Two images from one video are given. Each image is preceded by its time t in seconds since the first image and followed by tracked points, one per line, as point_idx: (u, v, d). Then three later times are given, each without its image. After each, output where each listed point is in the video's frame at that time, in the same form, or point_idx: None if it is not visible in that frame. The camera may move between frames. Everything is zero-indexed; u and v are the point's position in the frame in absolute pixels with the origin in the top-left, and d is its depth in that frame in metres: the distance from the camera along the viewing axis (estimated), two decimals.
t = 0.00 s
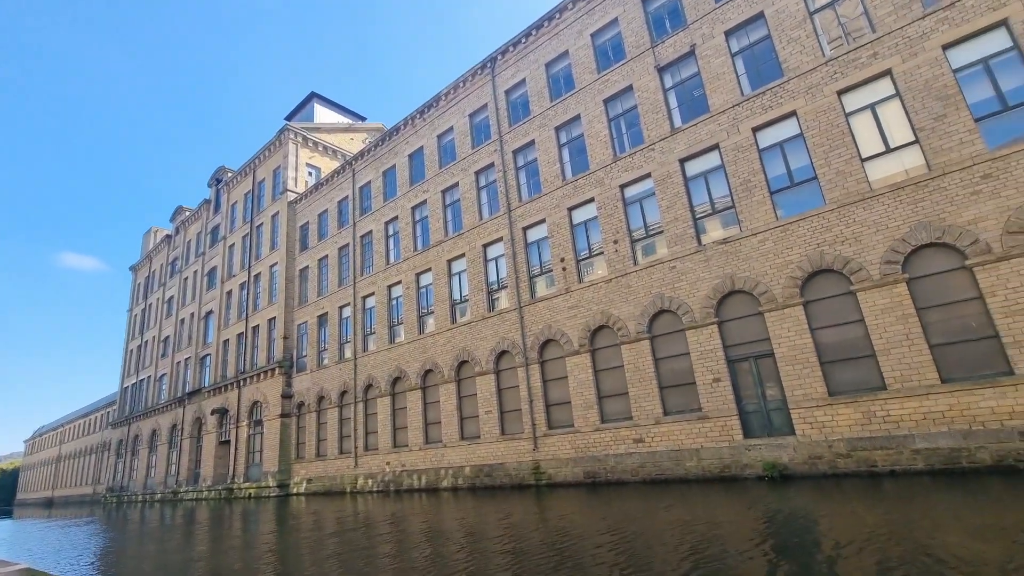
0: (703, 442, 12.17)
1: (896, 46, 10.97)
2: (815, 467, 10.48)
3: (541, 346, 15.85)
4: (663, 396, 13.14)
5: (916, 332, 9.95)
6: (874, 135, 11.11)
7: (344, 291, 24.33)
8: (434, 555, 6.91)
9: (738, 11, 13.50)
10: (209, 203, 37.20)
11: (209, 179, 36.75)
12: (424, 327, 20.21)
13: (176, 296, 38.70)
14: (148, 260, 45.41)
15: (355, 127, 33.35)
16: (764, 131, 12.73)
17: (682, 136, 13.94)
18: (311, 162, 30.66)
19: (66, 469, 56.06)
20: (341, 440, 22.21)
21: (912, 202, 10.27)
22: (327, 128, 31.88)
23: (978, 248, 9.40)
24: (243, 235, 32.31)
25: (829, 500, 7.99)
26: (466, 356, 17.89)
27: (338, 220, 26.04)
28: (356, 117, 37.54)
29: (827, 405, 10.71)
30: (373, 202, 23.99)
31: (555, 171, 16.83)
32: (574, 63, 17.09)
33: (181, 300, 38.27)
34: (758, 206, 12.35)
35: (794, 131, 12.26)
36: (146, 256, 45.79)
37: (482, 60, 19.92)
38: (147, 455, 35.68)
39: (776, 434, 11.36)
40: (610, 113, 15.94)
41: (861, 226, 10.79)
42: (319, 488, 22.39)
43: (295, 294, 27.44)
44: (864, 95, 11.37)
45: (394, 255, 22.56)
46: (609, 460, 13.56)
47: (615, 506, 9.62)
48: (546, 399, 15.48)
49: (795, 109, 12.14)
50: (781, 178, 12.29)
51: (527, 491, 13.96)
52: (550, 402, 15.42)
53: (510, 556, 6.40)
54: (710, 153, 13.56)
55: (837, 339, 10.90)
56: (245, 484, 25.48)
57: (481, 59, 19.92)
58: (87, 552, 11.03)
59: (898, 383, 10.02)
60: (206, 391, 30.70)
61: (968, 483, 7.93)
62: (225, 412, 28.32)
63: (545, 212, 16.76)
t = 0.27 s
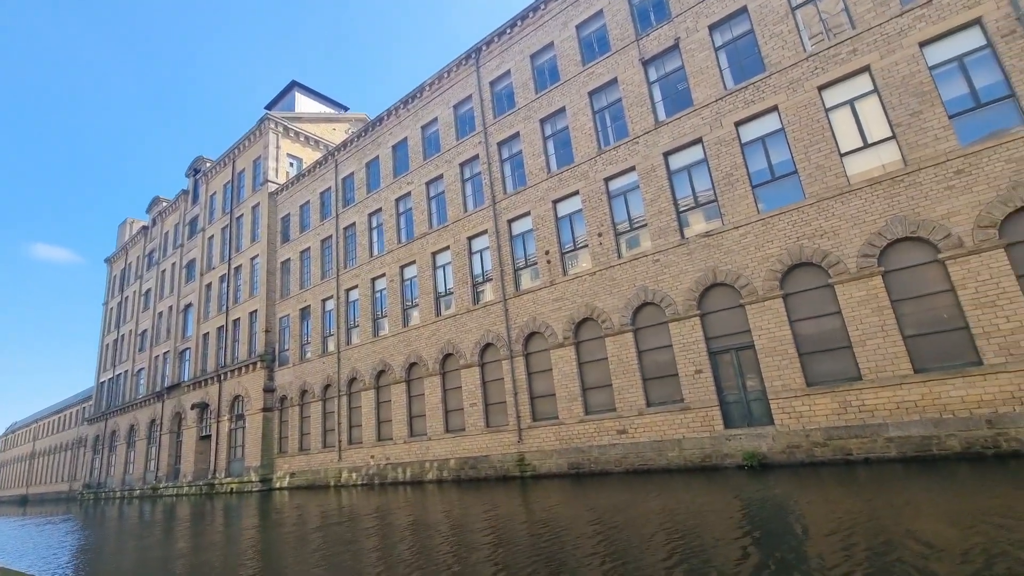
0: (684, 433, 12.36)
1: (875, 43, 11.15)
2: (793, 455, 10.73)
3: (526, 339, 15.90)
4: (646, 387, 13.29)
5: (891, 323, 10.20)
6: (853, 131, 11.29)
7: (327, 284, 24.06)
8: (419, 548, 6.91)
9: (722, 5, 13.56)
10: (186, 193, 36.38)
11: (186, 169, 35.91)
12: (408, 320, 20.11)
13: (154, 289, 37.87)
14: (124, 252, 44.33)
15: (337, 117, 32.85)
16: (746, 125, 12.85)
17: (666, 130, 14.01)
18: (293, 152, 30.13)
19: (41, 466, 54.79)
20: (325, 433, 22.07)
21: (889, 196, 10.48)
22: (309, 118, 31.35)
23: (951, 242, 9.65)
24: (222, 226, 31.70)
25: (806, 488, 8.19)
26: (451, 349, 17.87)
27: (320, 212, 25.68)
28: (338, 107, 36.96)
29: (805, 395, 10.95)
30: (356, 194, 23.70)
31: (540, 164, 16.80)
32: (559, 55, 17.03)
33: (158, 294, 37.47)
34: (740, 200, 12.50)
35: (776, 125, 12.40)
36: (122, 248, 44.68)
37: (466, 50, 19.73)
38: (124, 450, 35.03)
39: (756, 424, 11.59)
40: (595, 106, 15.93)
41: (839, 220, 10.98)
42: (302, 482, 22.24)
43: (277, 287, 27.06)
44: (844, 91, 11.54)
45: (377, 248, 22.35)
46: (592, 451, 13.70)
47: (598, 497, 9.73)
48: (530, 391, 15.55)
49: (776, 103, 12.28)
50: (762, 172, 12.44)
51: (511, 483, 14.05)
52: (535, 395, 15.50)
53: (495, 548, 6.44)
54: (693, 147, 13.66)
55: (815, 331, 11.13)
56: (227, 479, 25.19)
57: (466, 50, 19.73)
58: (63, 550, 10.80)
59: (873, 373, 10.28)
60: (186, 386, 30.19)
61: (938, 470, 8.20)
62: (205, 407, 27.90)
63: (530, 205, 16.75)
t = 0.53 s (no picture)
0: (670, 425, 12.50)
1: (860, 40, 11.27)
2: (775, 447, 10.92)
3: (513, 332, 15.93)
4: (633, 380, 13.42)
5: (871, 317, 10.40)
6: (837, 127, 11.43)
7: (312, 276, 23.82)
8: (406, 541, 6.91)
9: None
10: (168, 184, 35.67)
11: (168, 159, 35.19)
12: (395, 313, 20.02)
13: (135, 281, 37.18)
14: (104, 243, 43.39)
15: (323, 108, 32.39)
16: (733, 121, 12.94)
17: (654, 124, 14.05)
18: (277, 142, 29.66)
19: (19, 461, 53.76)
20: (311, 427, 21.94)
21: (871, 192, 10.65)
22: (294, 108, 30.88)
23: (930, 238, 9.85)
24: (205, 218, 31.17)
25: (788, 479, 8.35)
26: (438, 343, 17.84)
27: (306, 203, 25.36)
28: (324, 97, 36.44)
29: (788, 387, 11.14)
30: (342, 185, 23.45)
31: (528, 157, 16.75)
32: (548, 47, 16.95)
33: (140, 286, 36.79)
34: (726, 195, 12.61)
35: (762, 121, 12.51)
36: (101, 239, 43.74)
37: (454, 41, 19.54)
38: (106, 445, 34.49)
39: (740, 417, 11.77)
40: (583, 99, 15.91)
41: (823, 216, 11.14)
42: (288, 475, 22.12)
43: (262, 279, 26.72)
44: (829, 87, 11.66)
45: (364, 240, 22.18)
46: (579, 444, 13.80)
47: (585, 489, 9.82)
48: (518, 385, 15.61)
49: (763, 99, 12.37)
50: (748, 167, 12.55)
51: (498, 475, 14.12)
52: (522, 388, 15.56)
53: (482, 540, 6.46)
54: (680, 142, 13.72)
55: (798, 325, 11.30)
56: (211, 473, 24.96)
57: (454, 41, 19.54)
58: (43, 546, 10.62)
59: (853, 366, 10.48)
60: (168, 379, 29.76)
61: (915, 460, 8.40)
62: (189, 400, 27.55)
63: (518, 198, 16.72)
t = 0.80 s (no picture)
0: (657, 421, 12.61)
1: (846, 40, 11.38)
2: (759, 442, 11.07)
3: (502, 328, 15.93)
4: (620, 376, 13.50)
5: (854, 315, 10.56)
6: (823, 127, 11.56)
7: (299, 271, 23.59)
8: (393, 538, 6.90)
9: None
10: (152, 176, 35.06)
11: (151, 150, 34.56)
12: (383, 308, 19.91)
13: (117, 275, 36.53)
14: (85, 236, 42.56)
15: (311, 101, 32.02)
16: (721, 119, 13.03)
17: (644, 122, 14.08)
18: (264, 135, 29.26)
19: None
20: (298, 423, 21.79)
21: (855, 192, 10.79)
22: (281, 100, 30.47)
23: (912, 237, 10.02)
24: (190, 211, 30.69)
25: (772, 474, 8.47)
26: (427, 338, 17.79)
27: (293, 197, 25.09)
28: (311, 89, 36.00)
29: (772, 384, 11.28)
30: (330, 179, 23.22)
31: (518, 153, 16.72)
32: (538, 43, 16.90)
33: (122, 279, 36.16)
34: (714, 193, 12.69)
35: (750, 120, 12.60)
36: (82, 231, 42.88)
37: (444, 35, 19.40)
38: (87, 441, 33.95)
39: (725, 413, 11.91)
40: (574, 96, 15.90)
41: (808, 214, 11.27)
42: (274, 471, 21.96)
43: (248, 274, 26.41)
44: (816, 87, 11.78)
45: (352, 235, 22.00)
46: (567, 440, 13.87)
47: (573, 484, 9.86)
48: (506, 381, 15.63)
49: (751, 98, 12.46)
50: (736, 166, 12.64)
51: (487, 471, 14.14)
52: (510, 384, 15.59)
53: (469, 536, 6.47)
54: (669, 140, 13.78)
55: (783, 322, 11.45)
56: (195, 469, 24.70)
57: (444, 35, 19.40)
58: (22, 544, 10.42)
59: (836, 363, 10.65)
60: (152, 375, 29.34)
61: (895, 456, 8.57)
62: (173, 396, 27.20)
63: (507, 194, 16.68)
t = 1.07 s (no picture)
0: (643, 419, 12.71)
1: (832, 44, 11.53)
2: (743, 440, 11.21)
3: (490, 326, 15.92)
4: (607, 375, 13.57)
5: (837, 315, 10.73)
6: (809, 129, 11.70)
7: (286, 267, 23.35)
8: (379, 537, 6.87)
9: None
10: (134, 169, 34.43)
11: (134, 143, 33.94)
12: (371, 305, 19.79)
13: (98, 270, 35.86)
14: (65, 229, 41.69)
15: (299, 95, 31.65)
16: (709, 120, 13.12)
17: (633, 121, 14.14)
18: (250, 129, 28.86)
19: None
20: (284, 420, 21.60)
21: (839, 193, 10.95)
22: (268, 94, 30.08)
23: (894, 239, 10.20)
24: (173, 205, 30.20)
25: (755, 472, 8.58)
26: (414, 336, 17.72)
27: (280, 193, 24.80)
28: (299, 83, 35.59)
29: (757, 382, 11.42)
30: (318, 175, 22.99)
31: (507, 150, 16.69)
32: (528, 41, 16.87)
33: (103, 274, 35.50)
34: (702, 193, 12.79)
35: (737, 121, 12.72)
36: (63, 225, 42.01)
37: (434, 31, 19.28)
38: (67, 438, 33.33)
39: (710, 411, 12.04)
40: (563, 94, 15.91)
41: (793, 215, 11.41)
42: (259, 469, 21.76)
43: (233, 269, 26.08)
44: (802, 90, 11.92)
45: (340, 231, 21.82)
46: (554, 438, 13.92)
47: (560, 483, 9.90)
48: (494, 378, 15.64)
49: (738, 99, 12.57)
50: (723, 166, 12.75)
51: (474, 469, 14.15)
52: (498, 382, 15.60)
53: (456, 535, 6.47)
54: (658, 139, 13.86)
55: (768, 321, 11.59)
56: (178, 467, 24.37)
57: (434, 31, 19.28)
58: None
59: (819, 362, 10.81)
60: (134, 372, 28.87)
61: (876, 453, 8.74)
62: (155, 393, 26.80)
63: (496, 192, 16.66)
